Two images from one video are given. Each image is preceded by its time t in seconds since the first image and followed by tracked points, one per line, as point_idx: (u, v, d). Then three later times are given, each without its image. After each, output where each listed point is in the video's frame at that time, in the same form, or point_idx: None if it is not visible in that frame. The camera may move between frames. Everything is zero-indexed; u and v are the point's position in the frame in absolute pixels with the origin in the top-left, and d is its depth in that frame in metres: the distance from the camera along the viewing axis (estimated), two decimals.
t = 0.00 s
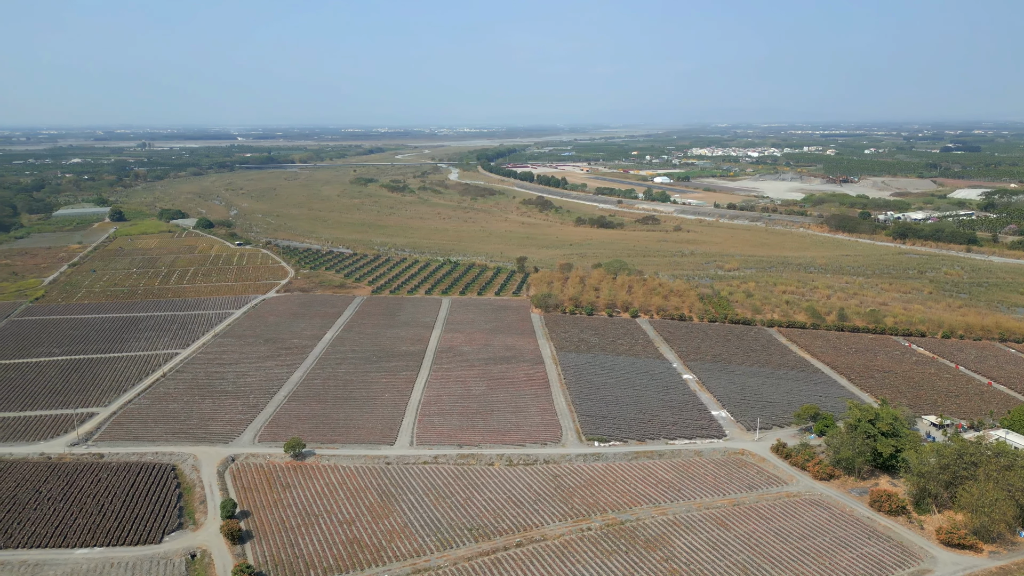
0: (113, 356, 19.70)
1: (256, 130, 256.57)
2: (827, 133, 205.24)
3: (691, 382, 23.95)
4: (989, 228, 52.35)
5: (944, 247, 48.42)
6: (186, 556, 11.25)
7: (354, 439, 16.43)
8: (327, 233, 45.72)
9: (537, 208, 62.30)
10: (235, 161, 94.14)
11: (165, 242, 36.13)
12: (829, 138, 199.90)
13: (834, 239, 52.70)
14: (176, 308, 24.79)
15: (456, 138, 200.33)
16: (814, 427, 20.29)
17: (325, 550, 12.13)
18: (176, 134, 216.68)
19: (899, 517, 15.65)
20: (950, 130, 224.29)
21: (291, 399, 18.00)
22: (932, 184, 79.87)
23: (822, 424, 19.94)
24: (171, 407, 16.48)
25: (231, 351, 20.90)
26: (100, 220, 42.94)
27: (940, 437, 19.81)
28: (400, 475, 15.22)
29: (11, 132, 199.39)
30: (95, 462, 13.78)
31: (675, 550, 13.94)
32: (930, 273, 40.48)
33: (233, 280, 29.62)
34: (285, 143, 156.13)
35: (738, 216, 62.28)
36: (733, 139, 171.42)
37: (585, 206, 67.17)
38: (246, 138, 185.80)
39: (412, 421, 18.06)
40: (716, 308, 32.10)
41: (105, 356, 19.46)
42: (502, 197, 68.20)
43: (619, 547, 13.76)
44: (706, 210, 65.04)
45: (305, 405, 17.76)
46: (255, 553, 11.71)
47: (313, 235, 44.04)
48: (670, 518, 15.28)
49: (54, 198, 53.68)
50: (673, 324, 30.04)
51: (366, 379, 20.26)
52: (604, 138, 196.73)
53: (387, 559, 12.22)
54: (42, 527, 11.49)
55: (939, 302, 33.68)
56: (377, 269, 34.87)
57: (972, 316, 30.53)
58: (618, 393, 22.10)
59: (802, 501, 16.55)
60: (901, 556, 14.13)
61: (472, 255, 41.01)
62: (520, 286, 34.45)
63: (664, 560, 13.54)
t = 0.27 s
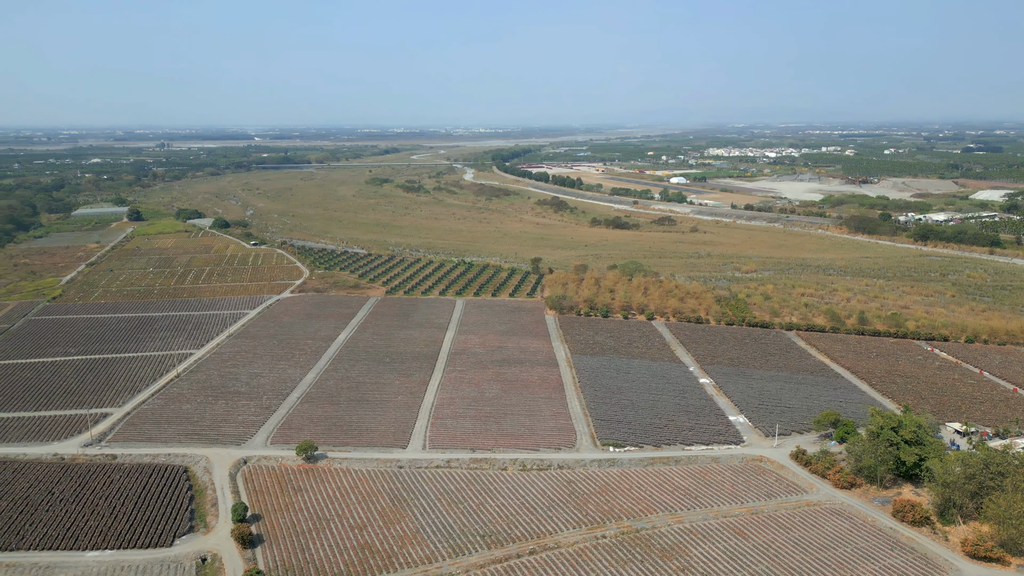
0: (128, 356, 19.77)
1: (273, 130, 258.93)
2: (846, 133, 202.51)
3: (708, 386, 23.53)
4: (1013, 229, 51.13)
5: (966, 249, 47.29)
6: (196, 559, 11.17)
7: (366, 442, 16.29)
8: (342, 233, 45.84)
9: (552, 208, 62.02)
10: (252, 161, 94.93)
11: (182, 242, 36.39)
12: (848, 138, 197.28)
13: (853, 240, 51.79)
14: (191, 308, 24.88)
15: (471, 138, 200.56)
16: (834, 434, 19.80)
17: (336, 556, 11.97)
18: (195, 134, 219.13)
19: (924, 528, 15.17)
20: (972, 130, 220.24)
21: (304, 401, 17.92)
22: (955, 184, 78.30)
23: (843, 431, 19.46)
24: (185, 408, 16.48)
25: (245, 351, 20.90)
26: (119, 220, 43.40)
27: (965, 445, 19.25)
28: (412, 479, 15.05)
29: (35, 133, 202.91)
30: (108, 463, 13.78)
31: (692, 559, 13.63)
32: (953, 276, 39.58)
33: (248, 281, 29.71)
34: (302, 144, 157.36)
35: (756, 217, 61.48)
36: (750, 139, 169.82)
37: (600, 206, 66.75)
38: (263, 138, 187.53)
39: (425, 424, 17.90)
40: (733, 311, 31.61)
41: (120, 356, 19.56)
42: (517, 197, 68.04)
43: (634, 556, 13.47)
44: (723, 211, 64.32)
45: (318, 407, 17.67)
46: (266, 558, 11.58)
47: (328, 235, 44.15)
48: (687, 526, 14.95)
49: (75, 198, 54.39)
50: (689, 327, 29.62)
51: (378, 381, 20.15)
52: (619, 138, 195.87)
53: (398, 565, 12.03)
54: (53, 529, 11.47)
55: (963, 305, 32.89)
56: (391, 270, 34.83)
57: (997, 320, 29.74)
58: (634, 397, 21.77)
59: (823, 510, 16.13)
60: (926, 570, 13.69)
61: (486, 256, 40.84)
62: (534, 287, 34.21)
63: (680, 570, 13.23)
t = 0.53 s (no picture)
0: (142, 355, 19.81)
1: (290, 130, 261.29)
2: (865, 133, 199.72)
3: (725, 391, 23.11)
4: None
5: (989, 251, 46.22)
6: (206, 564, 11.08)
7: (378, 445, 16.14)
8: (356, 233, 45.92)
9: (566, 209, 61.67)
10: (269, 161, 95.63)
11: (198, 242, 36.60)
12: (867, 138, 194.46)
13: (873, 242, 50.86)
14: (206, 308, 24.95)
15: (485, 138, 200.59)
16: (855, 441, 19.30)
17: (347, 561, 11.81)
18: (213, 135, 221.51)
19: (948, 540, 14.71)
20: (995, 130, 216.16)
21: (316, 403, 17.83)
22: (978, 185, 76.67)
23: (865, 438, 18.96)
24: (197, 409, 16.45)
25: (257, 352, 20.88)
26: (137, 220, 43.81)
27: (990, 454, 18.70)
28: (424, 484, 14.87)
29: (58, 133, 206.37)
30: (120, 464, 13.77)
31: (708, 570, 13.31)
32: (976, 279, 38.66)
33: (263, 281, 29.78)
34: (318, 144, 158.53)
35: (773, 218, 60.63)
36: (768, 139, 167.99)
37: (615, 207, 66.26)
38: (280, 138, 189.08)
39: (438, 427, 17.71)
40: (751, 314, 31.09)
41: (135, 356, 19.62)
42: (532, 198, 67.82)
43: (649, 566, 13.18)
44: (740, 212, 63.55)
45: (330, 410, 17.56)
46: (276, 563, 11.45)
47: (342, 235, 44.23)
48: (704, 535, 14.62)
49: (94, 198, 55.07)
50: (706, 330, 29.18)
51: (390, 383, 20.01)
52: (635, 138, 194.75)
53: (408, 572, 11.83)
54: (65, 531, 11.45)
55: (987, 309, 32.08)
56: (405, 270, 34.75)
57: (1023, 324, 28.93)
58: (649, 401, 21.43)
59: (844, 520, 15.69)
60: None
61: (500, 257, 40.66)
62: (548, 288, 33.94)
63: None
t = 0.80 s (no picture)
0: (157, 355, 19.87)
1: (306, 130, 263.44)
2: (885, 134, 196.72)
3: (743, 396, 22.69)
4: None
5: (1015, 254, 45.13)
6: (216, 568, 10.99)
7: (390, 448, 16.01)
8: (371, 233, 45.99)
9: (581, 209, 61.30)
10: (285, 161, 96.30)
11: (215, 242, 36.82)
12: (887, 138, 191.59)
13: (893, 244, 49.92)
14: (221, 308, 25.02)
15: (500, 139, 200.67)
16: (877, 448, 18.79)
17: (357, 567, 11.65)
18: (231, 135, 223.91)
19: (974, 552, 14.24)
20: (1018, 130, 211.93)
21: (329, 404, 17.74)
22: (1001, 186, 75.03)
23: (887, 446, 18.47)
24: (211, 410, 16.43)
25: (271, 353, 20.86)
26: (154, 219, 44.21)
27: (1017, 463, 18.12)
28: (436, 488, 14.69)
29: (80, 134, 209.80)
30: (133, 465, 13.76)
31: None
32: (1001, 282, 37.72)
33: (278, 281, 29.86)
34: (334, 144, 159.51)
35: (791, 219, 59.78)
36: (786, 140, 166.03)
37: (630, 208, 65.77)
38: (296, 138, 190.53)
39: (451, 430, 17.54)
40: (769, 317, 30.57)
41: (150, 356, 19.70)
42: (547, 198, 67.55)
43: None
44: (757, 213, 62.75)
45: (342, 411, 17.47)
46: (286, 567, 11.33)
47: (357, 235, 44.29)
48: (721, 544, 14.28)
49: (113, 198, 55.73)
50: (723, 333, 28.73)
51: (403, 385, 19.87)
52: (650, 138, 193.58)
53: None
54: (76, 533, 11.43)
55: (1013, 313, 31.26)
56: (419, 271, 34.65)
57: None
58: (665, 406, 21.09)
59: (866, 530, 15.27)
60: None
61: (514, 257, 40.45)
62: (563, 290, 33.67)
63: None
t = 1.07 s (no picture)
0: (171, 355, 19.92)
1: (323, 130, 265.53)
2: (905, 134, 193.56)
3: (761, 401, 22.24)
4: None
5: None
6: (226, 572, 10.90)
7: (402, 451, 15.86)
8: (385, 234, 46.02)
9: (596, 210, 60.88)
10: (301, 161, 96.92)
11: (230, 242, 37.00)
12: (908, 138, 188.43)
13: (914, 245, 48.95)
14: (235, 308, 25.07)
15: (515, 139, 200.52)
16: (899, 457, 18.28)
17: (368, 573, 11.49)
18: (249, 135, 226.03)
19: (1001, 566, 13.74)
20: None
21: (341, 406, 17.64)
22: None
23: (910, 454, 17.95)
24: (223, 411, 16.40)
25: (284, 354, 20.82)
26: (171, 219, 44.58)
27: None
28: (448, 493, 14.50)
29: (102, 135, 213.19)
30: (145, 466, 13.75)
31: None
32: None
33: (292, 281, 29.90)
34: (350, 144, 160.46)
35: (809, 220, 58.86)
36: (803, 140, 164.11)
37: (646, 208, 65.24)
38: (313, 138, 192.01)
39: (463, 433, 17.35)
40: (787, 320, 30.03)
41: (164, 356, 19.76)
42: (561, 199, 67.21)
43: None
44: (774, 214, 61.91)
45: (355, 414, 17.35)
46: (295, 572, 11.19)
47: (371, 236, 44.33)
48: (739, 554, 13.94)
49: (132, 198, 56.38)
50: (740, 337, 28.25)
51: (415, 387, 19.73)
52: (666, 138, 192.38)
53: None
54: (87, 535, 11.40)
55: None
56: (433, 271, 34.54)
57: None
58: (681, 411, 20.72)
59: (889, 541, 14.82)
60: None
61: (528, 258, 40.20)
62: (577, 291, 33.36)
63: None
